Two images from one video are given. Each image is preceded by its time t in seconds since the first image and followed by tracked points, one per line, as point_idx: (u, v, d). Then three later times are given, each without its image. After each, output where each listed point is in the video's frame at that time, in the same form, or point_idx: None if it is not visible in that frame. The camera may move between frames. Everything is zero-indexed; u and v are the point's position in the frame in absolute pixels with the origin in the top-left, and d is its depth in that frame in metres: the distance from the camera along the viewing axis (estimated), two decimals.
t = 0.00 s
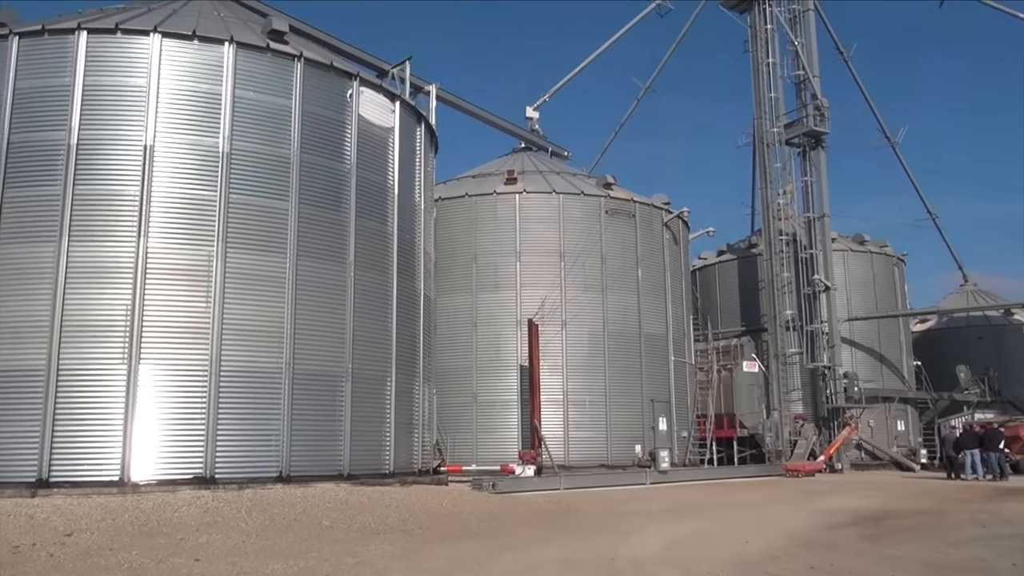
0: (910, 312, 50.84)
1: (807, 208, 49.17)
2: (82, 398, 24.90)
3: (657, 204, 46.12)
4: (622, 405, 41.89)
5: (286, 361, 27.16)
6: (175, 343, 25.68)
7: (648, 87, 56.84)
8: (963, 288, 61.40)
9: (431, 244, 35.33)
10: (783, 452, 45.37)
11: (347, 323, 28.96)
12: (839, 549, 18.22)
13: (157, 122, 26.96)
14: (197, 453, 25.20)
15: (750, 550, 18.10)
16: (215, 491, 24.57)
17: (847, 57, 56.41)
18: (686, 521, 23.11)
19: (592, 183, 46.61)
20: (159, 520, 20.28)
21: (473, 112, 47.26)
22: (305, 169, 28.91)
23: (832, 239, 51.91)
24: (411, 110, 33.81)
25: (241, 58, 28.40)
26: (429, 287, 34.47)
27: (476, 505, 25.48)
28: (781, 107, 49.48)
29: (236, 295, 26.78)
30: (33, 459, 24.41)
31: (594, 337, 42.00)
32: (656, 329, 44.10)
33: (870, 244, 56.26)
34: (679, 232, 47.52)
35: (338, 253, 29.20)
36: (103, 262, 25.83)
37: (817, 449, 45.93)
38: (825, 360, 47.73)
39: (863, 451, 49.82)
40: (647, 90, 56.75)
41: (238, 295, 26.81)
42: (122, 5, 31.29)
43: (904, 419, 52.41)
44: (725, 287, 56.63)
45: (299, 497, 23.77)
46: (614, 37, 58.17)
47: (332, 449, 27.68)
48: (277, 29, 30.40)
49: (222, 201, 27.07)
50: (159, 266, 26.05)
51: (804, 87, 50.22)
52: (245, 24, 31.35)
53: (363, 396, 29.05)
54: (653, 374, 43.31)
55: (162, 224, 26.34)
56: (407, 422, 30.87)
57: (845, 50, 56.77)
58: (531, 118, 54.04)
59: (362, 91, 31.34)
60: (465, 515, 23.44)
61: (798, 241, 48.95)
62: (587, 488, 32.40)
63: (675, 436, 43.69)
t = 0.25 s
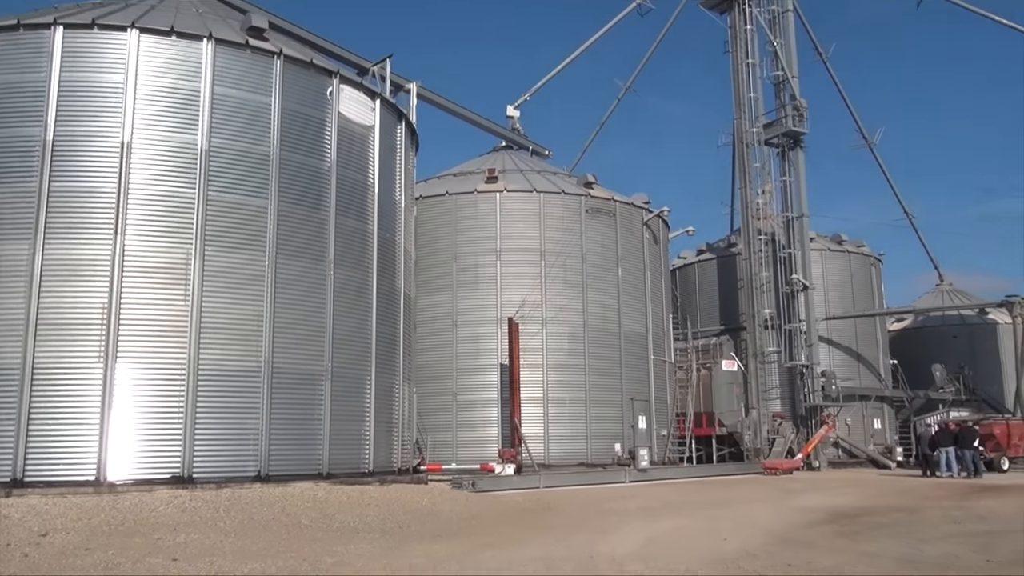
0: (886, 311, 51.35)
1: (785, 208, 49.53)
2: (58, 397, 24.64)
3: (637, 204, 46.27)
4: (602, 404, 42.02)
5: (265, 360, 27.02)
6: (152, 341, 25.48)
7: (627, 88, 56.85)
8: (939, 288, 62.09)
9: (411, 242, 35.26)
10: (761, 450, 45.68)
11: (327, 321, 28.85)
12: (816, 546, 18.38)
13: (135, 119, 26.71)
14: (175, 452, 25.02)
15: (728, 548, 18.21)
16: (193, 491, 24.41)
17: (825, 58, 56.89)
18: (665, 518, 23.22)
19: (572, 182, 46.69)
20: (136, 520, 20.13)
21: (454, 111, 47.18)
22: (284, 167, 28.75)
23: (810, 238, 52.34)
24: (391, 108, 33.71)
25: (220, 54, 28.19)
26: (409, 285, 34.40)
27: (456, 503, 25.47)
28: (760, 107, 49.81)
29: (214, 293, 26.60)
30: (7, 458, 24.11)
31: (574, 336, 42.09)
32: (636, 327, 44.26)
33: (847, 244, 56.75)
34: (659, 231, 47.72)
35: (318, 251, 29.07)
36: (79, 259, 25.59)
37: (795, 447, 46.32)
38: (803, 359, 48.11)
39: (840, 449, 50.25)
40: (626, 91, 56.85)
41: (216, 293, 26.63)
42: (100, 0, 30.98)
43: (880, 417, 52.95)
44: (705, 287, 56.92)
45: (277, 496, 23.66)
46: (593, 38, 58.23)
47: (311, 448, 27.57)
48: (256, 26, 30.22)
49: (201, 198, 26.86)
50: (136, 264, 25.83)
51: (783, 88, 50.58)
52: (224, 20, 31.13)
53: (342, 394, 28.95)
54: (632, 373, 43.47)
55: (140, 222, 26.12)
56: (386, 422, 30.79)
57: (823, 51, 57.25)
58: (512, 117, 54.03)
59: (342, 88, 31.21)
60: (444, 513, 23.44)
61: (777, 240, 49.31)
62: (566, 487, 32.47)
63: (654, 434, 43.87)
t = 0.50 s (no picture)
0: (863, 310, 51.79)
1: (765, 207, 49.82)
2: (33, 395, 24.37)
3: (618, 202, 46.38)
4: (583, 402, 42.11)
5: (244, 358, 26.85)
6: (129, 339, 25.27)
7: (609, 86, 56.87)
8: (916, 287, 62.68)
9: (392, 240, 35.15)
10: (740, 448, 45.92)
11: (307, 319, 28.71)
12: (794, 543, 18.51)
13: (112, 115, 26.46)
14: (153, 451, 24.82)
15: (708, 545, 18.32)
16: (170, 490, 24.22)
17: (805, 59, 57.27)
18: (645, 516, 23.32)
19: (553, 180, 46.73)
20: (113, 520, 19.96)
21: (435, 109, 47.07)
22: (264, 164, 28.58)
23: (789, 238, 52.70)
24: (372, 106, 33.57)
25: (198, 50, 27.97)
26: (389, 283, 34.30)
27: (436, 502, 25.44)
28: (740, 107, 50.04)
29: (193, 291, 26.40)
30: None
31: (555, 335, 42.14)
32: (617, 326, 44.38)
33: (826, 243, 57.16)
34: (640, 230, 47.87)
35: (297, 249, 28.92)
36: (56, 257, 25.31)
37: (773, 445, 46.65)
38: (781, 358, 48.41)
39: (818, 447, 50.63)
40: (608, 89, 56.79)
41: (195, 291, 26.43)
42: None
43: (858, 415, 53.48)
44: (685, 286, 57.16)
45: (256, 495, 23.52)
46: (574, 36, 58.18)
47: (291, 447, 27.43)
48: (235, 22, 30.00)
49: (179, 195, 26.65)
50: (113, 261, 25.60)
51: (763, 88, 50.86)
52: (203, 16, 30.88)
53: (322, 393, 28.81)
54: (613, 371, 43.58)
55: (117, 219, 25.88)
56: (366, 420, 30.68)
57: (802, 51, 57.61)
58: (494, 115, 53.98)
59: (322, 86, 31.05)
60: (425, 512, 23.41)
61: (756, 239, 49.60)
62: (546, 485, 32.54)
63: (634, 433, 44.02)
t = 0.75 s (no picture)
0: (841, 309, 52.23)
1: (744, 207, 50.12)
2: (8, 394, 24.09)
3: (599, 202, 46.49)
4: (563, 401, 42.19)
5: (223, 357, 26.67)
6: (106, 337, 25.04)
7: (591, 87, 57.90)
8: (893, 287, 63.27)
9: (372, 238, 35.04)
10: (719, 447, 46.13)
11: (286, 318, 28.56)
12: (771, 541, 18.64)
13: (89, 111, 26.20)
14: (130, 450, 24.62)
15: (687, 544, 18.39)
16: (148, 489, 24.03)
17: (784, 60, 57.66)
18: (625, 515, 23.40)
19: (535, 179, 46.76)
20: (90, 519, 19.77)
21: (417, 107, 47.00)
22: (243, 161, 28.39)
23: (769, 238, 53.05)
24: (353, 103, 33.45)
25: (177, 46, 27.74)
26: (370, 281, 34.19)
27: (416, 501, 25.40)
28: (721, 107, 50.30)
29: (171, 289, 26.19)
30: None
31: (535, 333, 42.18)
32: (597, 325, 44.50)
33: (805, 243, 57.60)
34: (620, 230, 48.01)
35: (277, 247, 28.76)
36: (31, 253, 25.04)
37: (752, 443, 46.97)
38: (760, 357, 48.71)
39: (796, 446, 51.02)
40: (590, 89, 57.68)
41: (173, 289, 26.22)
42: None
43: (836, 414, 53.94)
44: (665, 285, 57.40)
45: (235, 494, 23.39)
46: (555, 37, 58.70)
47: (269, 446, 27.29)
48: (215, 18, 29.79)
49: (157, 192, 26.43)
50: (90, 259, 25.37)
51: (743, 88, 51.14)
52: (182, 12, 30.63)
53: (301, 392, 28.68)
54: (593, 370, 43.70)
55: (94, 216, 25.64)
56: (346, 419, 30.57)
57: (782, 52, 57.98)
58: (475, 114, 53.97)
59: (303, 83, 30.89)
60: (405, 511, 23.37)
61: (736, 239, 49.89)
62: (526, 484, 32.58)
63: (614, 431, 44.17)
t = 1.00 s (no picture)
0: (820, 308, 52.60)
1: (725, 207, 50.35)
2: None
3: (581, 200, 46.55)
4: (545, 399, 42.24)
5: (202, 354, 26.49)
6: (84, 335, 24.82)
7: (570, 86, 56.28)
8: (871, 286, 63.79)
9: (353, 236, 34.90)
10: (700, 444, 46.39)
11: (267, 315, 28.41)
12: (751, 538, 18.75)
13: (67, 106, 25.93)
14: (109, 449, 24.41)
15: (667, 541, 18.48)
16: (126, 488, 23.82)
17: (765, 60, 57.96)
18: (606, 513, 23.46)
19: (517, 178, 46.74)
20: (67, 519, 19.57)
21: (398, 105, 46.84)
22: (224, 158, 28.19)
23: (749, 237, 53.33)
24: (334, 100, 33.29)
25: (157, 42, 27.50)
26: (351, 279, 34.07)
27: (397, 499, 25.34)
28: (702, 107, 50.49)
29: (150, 286, 25.97)
30: None
31: (517, 332, 42.19)
32: (579, 323, 44.58)
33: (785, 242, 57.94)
34: (602, 228, 48.11)
35: (257, 244, 28.59)
36: (8, 250, 24.75)
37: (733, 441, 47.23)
38: (741, 355, 48.96)
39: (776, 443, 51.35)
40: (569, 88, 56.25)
41: (152, 286, 26.01)
42: None
43: (815, 411, 54.34)
44: (647, 284, 57.54)
45: (215, 493, 23.24)
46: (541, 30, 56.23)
47: (250, 444, 27.14)
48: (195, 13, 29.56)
49: (137, 189, 26.21)
50: (68, 256, 25.13)
51: (725, 88, 51.36)
52: (162, 7, 30.36)
53: (282, 390, 28.54)
54: (575, 368, 43.78)
55: (72, 212, 25.39)
56: (327, 417, 30.45)
57: (763, 53, 58.26)
58: (458, 112, 53.86)
59: (284, 79, 30.71)
60: (386, 509, 23.31)
61: (717, 238, 50.12)
62: (508, 482, 32.59)
63: (596, 429, 44.28)
